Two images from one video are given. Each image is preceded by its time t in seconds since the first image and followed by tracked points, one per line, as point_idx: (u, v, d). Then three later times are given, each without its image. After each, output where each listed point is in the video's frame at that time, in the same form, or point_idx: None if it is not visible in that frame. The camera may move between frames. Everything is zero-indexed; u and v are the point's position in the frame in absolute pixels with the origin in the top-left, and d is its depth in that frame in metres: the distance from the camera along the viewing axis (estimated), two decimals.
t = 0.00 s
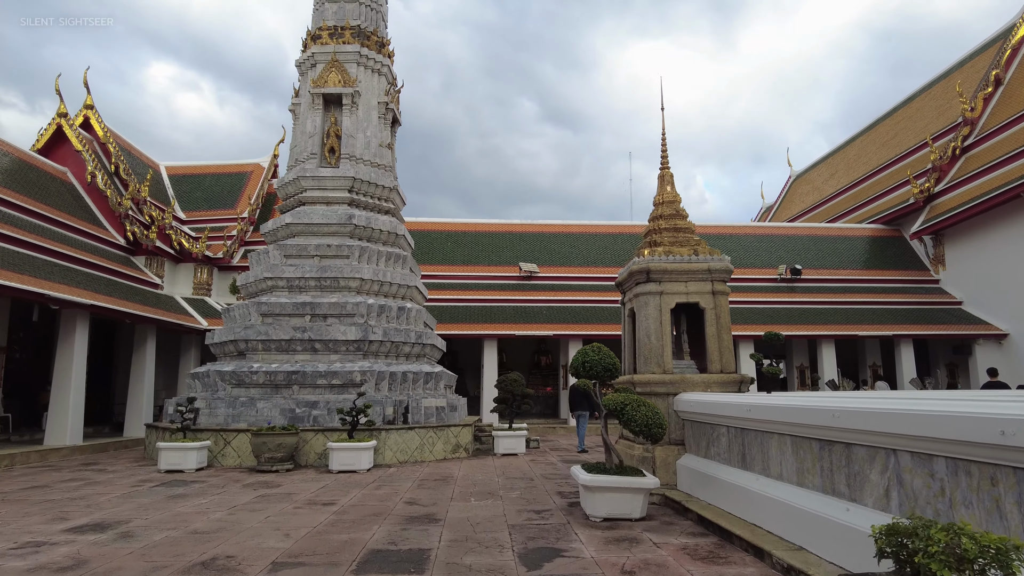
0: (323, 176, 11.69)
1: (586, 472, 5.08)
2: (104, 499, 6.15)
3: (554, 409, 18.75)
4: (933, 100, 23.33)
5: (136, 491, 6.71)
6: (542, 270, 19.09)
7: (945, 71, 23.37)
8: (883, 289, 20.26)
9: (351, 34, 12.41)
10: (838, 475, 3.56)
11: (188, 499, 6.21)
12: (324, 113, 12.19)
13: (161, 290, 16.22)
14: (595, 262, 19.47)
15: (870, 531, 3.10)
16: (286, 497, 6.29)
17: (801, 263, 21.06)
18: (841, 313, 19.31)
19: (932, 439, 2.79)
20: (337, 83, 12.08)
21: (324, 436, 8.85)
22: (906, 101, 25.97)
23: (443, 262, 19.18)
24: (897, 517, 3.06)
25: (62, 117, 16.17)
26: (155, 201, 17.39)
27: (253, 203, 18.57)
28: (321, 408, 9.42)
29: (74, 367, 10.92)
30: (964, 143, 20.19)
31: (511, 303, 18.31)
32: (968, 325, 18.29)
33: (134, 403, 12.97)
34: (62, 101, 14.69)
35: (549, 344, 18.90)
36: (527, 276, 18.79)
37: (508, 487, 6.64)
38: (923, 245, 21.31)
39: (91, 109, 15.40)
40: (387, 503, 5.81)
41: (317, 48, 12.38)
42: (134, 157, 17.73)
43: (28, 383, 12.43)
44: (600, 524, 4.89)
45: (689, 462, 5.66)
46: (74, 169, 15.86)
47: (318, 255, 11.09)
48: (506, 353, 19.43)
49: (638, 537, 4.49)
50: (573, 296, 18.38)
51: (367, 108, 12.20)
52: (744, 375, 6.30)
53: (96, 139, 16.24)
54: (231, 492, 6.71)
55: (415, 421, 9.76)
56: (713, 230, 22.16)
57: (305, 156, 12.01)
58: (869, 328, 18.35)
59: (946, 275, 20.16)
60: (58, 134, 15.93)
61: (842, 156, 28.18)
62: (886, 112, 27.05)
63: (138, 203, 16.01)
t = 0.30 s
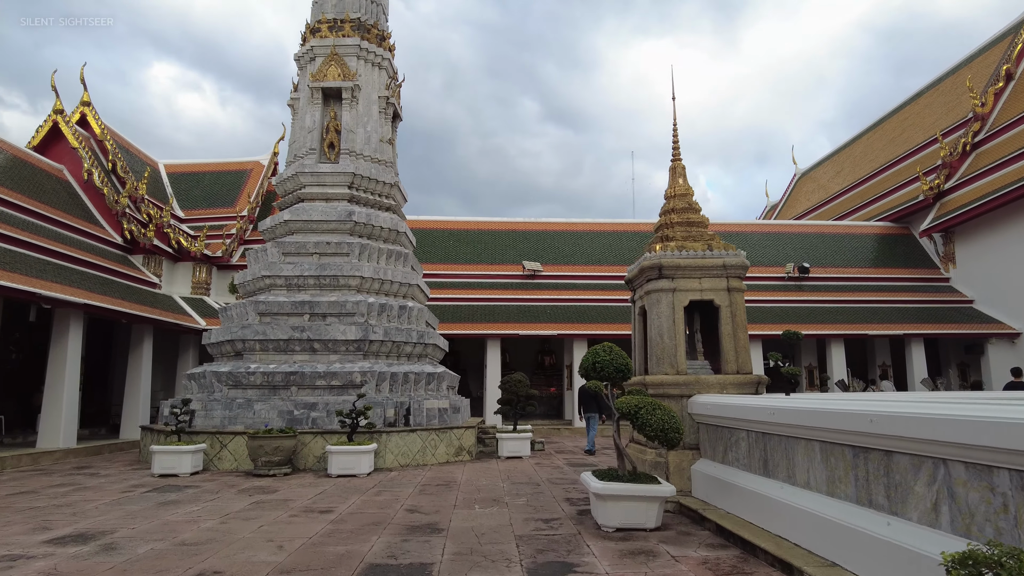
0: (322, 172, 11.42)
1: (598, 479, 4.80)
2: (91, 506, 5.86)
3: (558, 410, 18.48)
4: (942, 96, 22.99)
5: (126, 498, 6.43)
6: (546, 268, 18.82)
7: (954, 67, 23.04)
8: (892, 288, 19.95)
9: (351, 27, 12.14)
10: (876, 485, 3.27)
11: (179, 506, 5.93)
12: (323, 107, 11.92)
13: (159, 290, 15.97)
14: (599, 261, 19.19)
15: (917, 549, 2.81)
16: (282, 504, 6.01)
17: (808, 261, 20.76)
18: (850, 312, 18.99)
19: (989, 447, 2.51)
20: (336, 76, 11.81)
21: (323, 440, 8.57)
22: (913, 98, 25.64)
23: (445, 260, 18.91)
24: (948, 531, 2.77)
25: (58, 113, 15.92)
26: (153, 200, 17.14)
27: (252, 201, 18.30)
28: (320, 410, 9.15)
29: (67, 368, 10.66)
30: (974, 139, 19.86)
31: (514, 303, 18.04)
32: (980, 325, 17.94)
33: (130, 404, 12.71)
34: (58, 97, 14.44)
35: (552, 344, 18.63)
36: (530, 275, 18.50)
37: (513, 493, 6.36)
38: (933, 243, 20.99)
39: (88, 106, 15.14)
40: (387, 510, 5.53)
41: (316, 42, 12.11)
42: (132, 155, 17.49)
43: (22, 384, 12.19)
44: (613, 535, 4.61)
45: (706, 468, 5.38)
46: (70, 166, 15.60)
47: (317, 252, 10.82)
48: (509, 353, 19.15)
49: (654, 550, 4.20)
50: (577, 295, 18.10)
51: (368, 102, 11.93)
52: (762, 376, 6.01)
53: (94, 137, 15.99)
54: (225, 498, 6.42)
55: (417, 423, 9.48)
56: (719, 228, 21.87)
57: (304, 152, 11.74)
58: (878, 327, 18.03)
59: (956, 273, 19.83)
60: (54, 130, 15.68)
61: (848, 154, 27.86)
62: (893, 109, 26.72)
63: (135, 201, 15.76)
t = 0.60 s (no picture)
0: (324, 166, 11.16)
1: (615, 483, 4.53)
2: (82, 509, 5.61)
3: (564, 409, 18.18)
4: (953, 91, 22.63)
5: (120, 500, 6.18)
6: (551, 266, 18.54)
7: (965, 62, 22.68)
8: (903, 286, 19.63)
9: (354, 18, 11.89)
10: (924, 491, 3.00)
11: (174, 509, 5.68)
12: (325, 100, 11.67)
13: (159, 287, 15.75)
14: (606, 258, 18.90)
15: (977, 564, 2.54)
16: (281, 507, 5.75)
17: (817, 258, 20.45)
18: (861, 310, 18.67)
19: None
20: (339, 69, 11.56)
21: (325, 440, 8.32)
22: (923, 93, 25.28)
23: (450, 258, 18.64)
24: (1013, 544, 2.49)
25: (57, 108, 15.68)
26: (153, 196, 16.90)
27: (253, 198, 18.06)
28: (322, 409, 8.90)
29: (63, 367, 10.43)
30: (987, 135, 19.50)
31: (519, 301, 17.76)
32: (994, 323, 17.60)
33: (129, 404, 12.49)
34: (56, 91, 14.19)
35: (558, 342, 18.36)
36: (535, 273, 18.20)
37: (523, 496, 6.09)
38: (944, 241, 20.64)
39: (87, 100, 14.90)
40: (391, 515, 5.26)
41: (318, 33, 11.85)
42: (132, 151, 17.26)
43: (18, 382, 11.97)
44: (631, 542, 4.34)
45: (726, 470, 5.12)
46: (69, 162, 15.37)
47: (319, 248, 10.57)
48: (514, 352, 18.89)
49: (677, 558, 3.94)
50: (583, 293, 17.81)
51: (371, 95, 11.68)
52: (783, 375, 5.73)
53: (93, 132, 15.76)
54: (223, 501, 6.17)
55: (421, 423, 9.23)
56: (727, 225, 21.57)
57: (306, 145, 11.49)
58: (890, 326, 17.70)
59: (968, 271, 19.49)
60: (53, 126, 15.44)
61: (856, 150, 27.51)
62: (903, 105, 26.36)
63: (135, 198, 15.52)
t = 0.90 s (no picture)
0: (327, 161, 10.92)
1: (634, 491, 4.27)
2: (73, 516, 5.36)
3: (569, 411, 17.91)
4: (965, 88, 22.29)
5: (114, 506, 5.94)
6: (557, 265, 18.27)
7: (977, 59, 22.34)
8: (914, 285, 19.31)
9: (358, 11, 11.66)
10: (985, 506, 2.73)
11: (170, 516, 5.43)
12: (328, 95, 11.43)
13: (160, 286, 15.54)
14: (612, 257, 18.63)
15: None
16: (281, 514, 5.50)
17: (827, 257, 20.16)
18: (872, 310, 18.34)
19: None
20: (342, 62, 11.32)
21: (328, 442, 8.07)
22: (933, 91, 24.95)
23: (455, 256, 18.39)
24: None
25: (57, 105, 15.47)
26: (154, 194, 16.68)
27: (255, 196, 17.83)
28: (325, 411, 8.65)
29: (61, 367, 10.20)
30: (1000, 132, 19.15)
31: (524, 300, 17.49)
32: (1008, 323, 17.26)
33: (129, 404, 12.27)
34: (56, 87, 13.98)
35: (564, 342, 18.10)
36: (541, 272, 17.93)
37: (534, 503, 5.82)
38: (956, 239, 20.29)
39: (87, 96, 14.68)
40: (396, 523, 5.00)
41: (321, 26, 11.62)
42: (133, 148, 17.05)
43: (16, 382, 11.75)
44: (652, 554, 4.08)
45: (750, 477, 4.85)
46: (69, 159, 15.15)
47: (322, 245, 10.32)
48: (520, 352, 18.63)
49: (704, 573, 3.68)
50: (589, 293, 17.54)
51: (375, 89, 11.44)
52: (808, 376, 5.46)
53: (94, 129, 15.55)
54: (221, 507, 5.92)
55: (426, 424, 8.98)
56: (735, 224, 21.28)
57: (308, 141, 11.25)
58: (902, 326, 17.39)
59: (982, 270, 19.15)
60: (53, 122, 15.23)
61: (864, 149, 27.19)
62: (912, 102, 26.03)
63: (136, 195, 15.31)
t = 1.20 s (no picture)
0: (327, 156, 10.67)
1: (651, 496, 4.01)
2: (58, 521, 5.10)
3: (573, 411, 17.67)
4: (974, 84, 21.98)
5: (103, 510, 5.68)
6: (561, 263, 18.02)
7: (986, 54, 22.03)
8: (924, 283, 19.01)
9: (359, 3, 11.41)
10: None
11: (160, 521, 5.17)
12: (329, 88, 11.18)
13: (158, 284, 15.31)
14: (617, 255, 18.37)
15: None
16: (276, 519, 5.23)
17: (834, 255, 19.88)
18: (881, 308, 18.05)
19: None
20: (343, 55, 11.07)
21: (327, 444, 7.82)
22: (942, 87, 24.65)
23: (458, 255, 18.14)
24: None
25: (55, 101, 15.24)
26: (153, 192, 16.46)
27: (255, 193, 17.59)
28: (324, 411, 8.40)
29: (55, 366, 9.97)
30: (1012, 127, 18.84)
31: (528, 298, 17.24)
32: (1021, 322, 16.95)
33: (125, 405, 12.05)
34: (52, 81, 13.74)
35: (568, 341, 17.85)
36: (545, 270, 17.68)
37: (542, 507, 5.56)
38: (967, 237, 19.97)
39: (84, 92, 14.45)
40: (398, 529, 4.73)
41: (321, 18, 11.37)
42: (132, 146, 16.81)
43: (10, 382, 11.52)
44: (671, 563, 3.81)
45: (771, 481, 4.58)
46: (66, 156, 14.92)
47: (322, 241, 10.07)
48: (523, 352, 18.39)
49: None
50: (594, 291, 17.27)
51: (376, 83, 11.19)
52: (830, 374, 5.19)
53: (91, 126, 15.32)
54: (215, 511, 5.66)
55: (428, 425, 8.73)
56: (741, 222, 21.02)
57: (308, 135, 11.00)
58: (912, 325, 17.08)
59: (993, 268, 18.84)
60: (50, 119, 15.00)
61: (871, 146, 26.91)
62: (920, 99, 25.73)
63: (134, 192, 15.09)
